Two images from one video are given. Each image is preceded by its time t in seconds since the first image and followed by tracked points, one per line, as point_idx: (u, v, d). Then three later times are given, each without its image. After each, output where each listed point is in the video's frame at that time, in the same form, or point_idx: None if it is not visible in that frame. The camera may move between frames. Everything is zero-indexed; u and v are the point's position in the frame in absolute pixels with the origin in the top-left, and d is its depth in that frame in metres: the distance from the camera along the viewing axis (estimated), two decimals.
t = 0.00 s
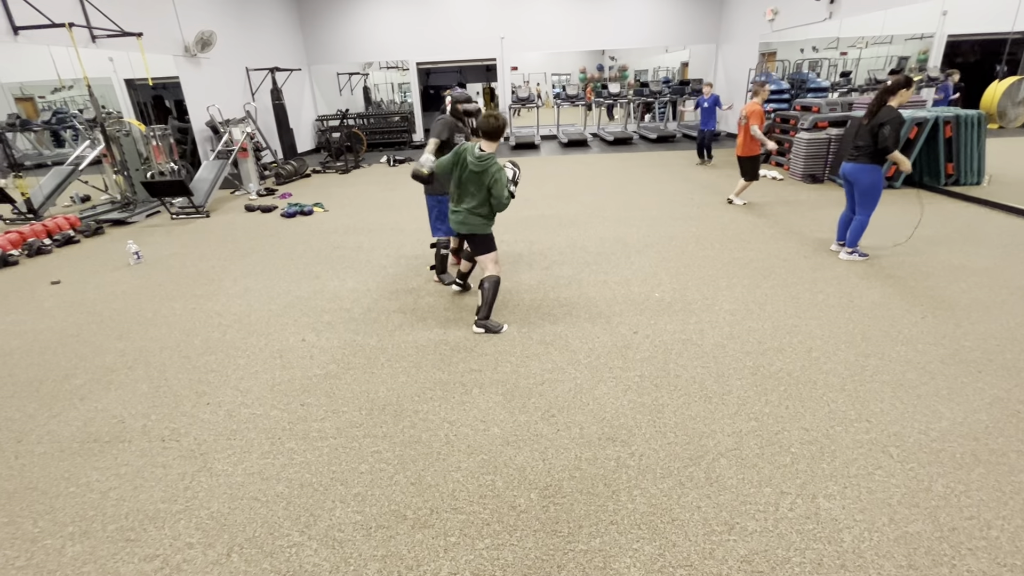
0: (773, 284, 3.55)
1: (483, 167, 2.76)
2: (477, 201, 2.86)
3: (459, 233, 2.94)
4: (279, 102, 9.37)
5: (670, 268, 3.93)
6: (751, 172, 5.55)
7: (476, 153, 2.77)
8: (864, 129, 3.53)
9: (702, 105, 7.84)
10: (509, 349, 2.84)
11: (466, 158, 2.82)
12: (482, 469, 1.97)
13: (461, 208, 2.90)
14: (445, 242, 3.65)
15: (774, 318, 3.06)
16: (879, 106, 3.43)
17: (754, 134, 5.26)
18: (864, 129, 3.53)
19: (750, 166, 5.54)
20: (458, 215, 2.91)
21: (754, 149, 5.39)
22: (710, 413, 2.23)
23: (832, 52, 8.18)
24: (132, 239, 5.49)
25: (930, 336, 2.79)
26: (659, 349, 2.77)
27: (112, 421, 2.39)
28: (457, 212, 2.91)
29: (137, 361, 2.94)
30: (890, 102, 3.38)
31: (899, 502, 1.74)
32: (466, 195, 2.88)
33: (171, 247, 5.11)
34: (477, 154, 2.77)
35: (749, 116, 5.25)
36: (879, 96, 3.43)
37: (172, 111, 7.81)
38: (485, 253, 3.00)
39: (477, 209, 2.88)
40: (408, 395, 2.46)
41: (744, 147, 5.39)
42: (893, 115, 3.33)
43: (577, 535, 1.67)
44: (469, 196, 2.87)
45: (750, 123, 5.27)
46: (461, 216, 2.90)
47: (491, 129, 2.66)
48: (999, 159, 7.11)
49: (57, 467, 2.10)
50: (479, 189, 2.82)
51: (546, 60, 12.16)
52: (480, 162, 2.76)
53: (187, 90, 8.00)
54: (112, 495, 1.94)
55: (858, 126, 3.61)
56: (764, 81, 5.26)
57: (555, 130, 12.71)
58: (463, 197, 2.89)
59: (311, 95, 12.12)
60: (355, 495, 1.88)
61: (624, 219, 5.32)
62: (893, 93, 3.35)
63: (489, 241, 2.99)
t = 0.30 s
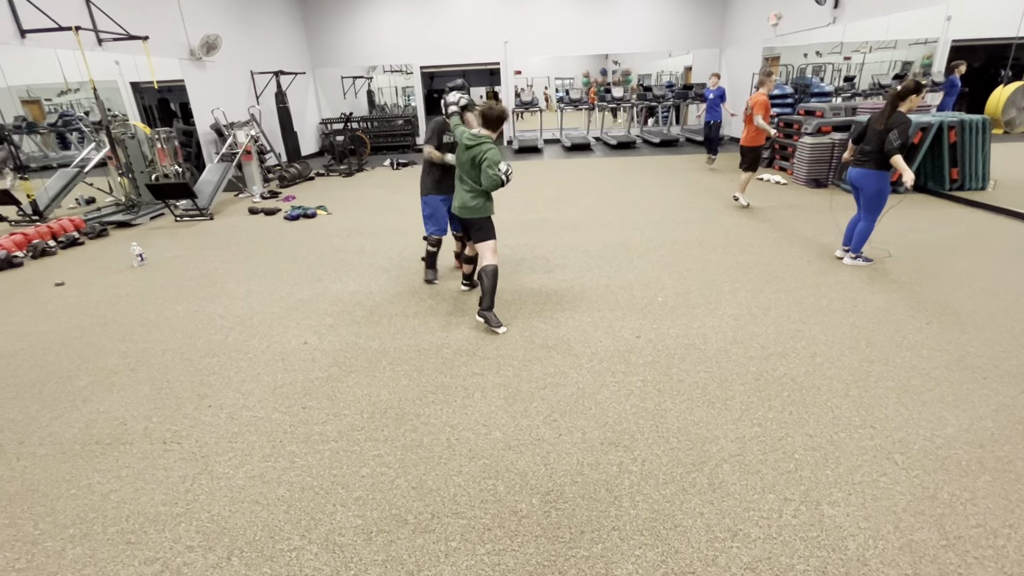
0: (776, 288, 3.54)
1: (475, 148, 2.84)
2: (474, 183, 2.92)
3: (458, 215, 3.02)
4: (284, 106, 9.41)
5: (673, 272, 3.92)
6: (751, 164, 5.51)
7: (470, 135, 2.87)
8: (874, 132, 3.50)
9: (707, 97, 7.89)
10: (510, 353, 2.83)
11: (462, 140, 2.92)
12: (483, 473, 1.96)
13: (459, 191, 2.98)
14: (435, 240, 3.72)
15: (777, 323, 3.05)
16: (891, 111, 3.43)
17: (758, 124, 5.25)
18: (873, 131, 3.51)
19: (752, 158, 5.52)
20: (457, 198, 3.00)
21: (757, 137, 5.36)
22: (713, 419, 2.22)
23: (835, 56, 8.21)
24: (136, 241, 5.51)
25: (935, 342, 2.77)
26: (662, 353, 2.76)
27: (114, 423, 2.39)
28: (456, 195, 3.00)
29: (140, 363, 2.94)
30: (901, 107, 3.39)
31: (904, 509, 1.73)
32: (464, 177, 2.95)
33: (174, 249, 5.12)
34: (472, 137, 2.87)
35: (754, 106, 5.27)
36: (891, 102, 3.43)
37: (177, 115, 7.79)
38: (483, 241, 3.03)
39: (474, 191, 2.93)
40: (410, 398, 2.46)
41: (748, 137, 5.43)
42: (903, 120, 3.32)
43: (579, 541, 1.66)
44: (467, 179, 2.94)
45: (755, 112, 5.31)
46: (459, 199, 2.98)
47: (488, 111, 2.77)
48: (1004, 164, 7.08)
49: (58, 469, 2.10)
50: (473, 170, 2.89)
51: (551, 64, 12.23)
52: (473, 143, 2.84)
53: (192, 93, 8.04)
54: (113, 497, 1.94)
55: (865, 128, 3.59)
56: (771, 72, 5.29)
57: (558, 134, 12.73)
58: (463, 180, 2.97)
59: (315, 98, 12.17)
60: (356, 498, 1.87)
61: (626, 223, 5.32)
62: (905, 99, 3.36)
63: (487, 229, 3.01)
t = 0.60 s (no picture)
0: (782, 295, 3.53)
1: (495, 167, 2.85)
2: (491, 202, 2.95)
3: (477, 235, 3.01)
4: (289, 110, 9.47)
5: (678, 278, 3.92)
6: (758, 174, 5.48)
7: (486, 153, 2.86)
8: (876, 141, 3.49)
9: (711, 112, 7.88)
10: (515, 358, 2.83)
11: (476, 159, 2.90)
12: (486, 480, 1.95)
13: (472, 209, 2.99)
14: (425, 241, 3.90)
15: (782, 330, 3.03)
16: (890, 117, 3.41)
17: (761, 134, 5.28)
18: (876, 140, 3.49)
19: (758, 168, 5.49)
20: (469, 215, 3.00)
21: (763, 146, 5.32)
22: (718, 426, 2.21)
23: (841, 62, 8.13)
24: (142, 243, 5.55)
25: (941, 350, 2.75)
26: (667, 360, 2.75)
27: (119, 426, 2.40)
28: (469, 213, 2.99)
29: (145, 365, 2.95)
30: (900, 113, 3.39)
31: (911, 519, 1.71)
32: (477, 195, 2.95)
33: (180, 253, 5.15)
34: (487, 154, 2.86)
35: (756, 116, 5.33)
36: (889, 108, 3.42)
37: (184, 119, 7.81)
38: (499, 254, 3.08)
39: (489, 209, 2.95)
40: (414, 403, 2.46)
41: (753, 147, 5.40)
42: (905, 126, 3.32)
43: (583, 548, 1.65)
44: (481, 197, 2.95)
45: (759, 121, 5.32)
46: (473, 216, 2.98)
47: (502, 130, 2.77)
48: (1011, 171, 7.04)
49: (63, 471, 2.11)
50: (490, 189, 2.90)
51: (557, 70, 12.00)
52: (491, 162, 2.84)
53: (199, 97, 8.09)
54: (117, 500, 1.94)
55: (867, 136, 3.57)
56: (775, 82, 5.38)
57: (563, 139, 12.74)
58: (477, 201, 2.95)
59: (321, 103, 12.23)
60: (360, 503, 1.87)
61: (631, 228, 5.32)
62: (903, 104, 3.34)
63: (503, 242, 3.05)
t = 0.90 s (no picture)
0: (786, 305, 3.53)
1: (497, 169, 2.96)
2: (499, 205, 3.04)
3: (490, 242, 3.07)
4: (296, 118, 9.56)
5: (681, 287, 3.92)
6: (763, 186, 5.51)
7: (485, 160, 2.97)
8: (876, 151, 3.52)
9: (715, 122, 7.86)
10: (518, 367, 2.83)
11: (475, 167, 2.99)
12: (489, 489, 1.96)
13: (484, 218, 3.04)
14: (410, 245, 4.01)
15: (786, 340, 3.03)
16: (886, 127, 3.46)
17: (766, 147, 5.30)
18: (876, 150, 3.51)
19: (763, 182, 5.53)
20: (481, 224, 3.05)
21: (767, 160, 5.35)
22: (722, 437, 2.21)
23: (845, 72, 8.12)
24: (149, 249, 5.59)
25: (946, 362, 2.74)
26: (670, 369, 2.75)
27: (125, 432, 2.41)
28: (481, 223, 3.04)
29: (151, 372, 2.97)
30: (896, 122, 3.44)
31: (916, 532, 1.71)
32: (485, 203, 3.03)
33: (187, 259, 5.18)
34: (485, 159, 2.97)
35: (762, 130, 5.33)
36: (885, 118, 3.47)
37: (191, 126, 7.86)
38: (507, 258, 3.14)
39: (501, 214, 3.04)
40: (418, 411, 2.47)
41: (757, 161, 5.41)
42: (903, 134, 3.35)
43: (586, 559, 1.65)
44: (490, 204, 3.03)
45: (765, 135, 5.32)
46: (486, 224, 3.04)
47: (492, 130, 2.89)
48: (1017, 181, 7.02)
49: (70, 477, 2.13)
50: (497, 193, 3.01)
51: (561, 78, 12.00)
52: (493, 166, 2.95)
53: (207, 104, 8.18)
54: (123, 506, 1.95)
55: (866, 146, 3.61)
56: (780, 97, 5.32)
57: (567, 147, 12.80)
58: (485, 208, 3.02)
59: (327, 110, 12.33)
60: (363, 512, 1.87)
61: (634, 236, 5.33)
62: (898, 113, 3.40)
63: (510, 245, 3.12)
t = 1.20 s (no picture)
0: (792, 314, 3.52)
1: (507, 169, 3.09)
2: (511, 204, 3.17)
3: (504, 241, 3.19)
4: (305, 125, 9.65)
5: (687, 295, 3.92)
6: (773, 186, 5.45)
7: (493, 161, 3.08)
8: (882, 160, 3.51)
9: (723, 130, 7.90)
10: (523, 374, 2.84)
11: (485, 170, 3.10)
12: (493, 497, 1.96)
13: (500, 218, 3.16)
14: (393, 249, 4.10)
15: (792, 349, 3.02)
16: (892, 136, 3.46)
17: (774, 147, 5.31)
18: (882, 160, 3.51)
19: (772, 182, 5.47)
20: (497, 224, 3.16)
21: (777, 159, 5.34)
22: (727, 446, 2.20)
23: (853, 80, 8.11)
24: (159, 255, 5.66)
25: (955, 373, 2.71)
26: (675, 378, 2.75)
27: (134, 436, 2.44)
28: (497, 222, 3.16)
29: (160, 376, 3.00)
30: (903, 132, 3.44)
31: (922, 545, 1.69)
32: (498, 202, 3.15)
33: (196, 264, 5.24)
34: (493, 160, 3.09)
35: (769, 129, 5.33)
36: (891, 128, 3.47)
37: (202, 132, 7.95)
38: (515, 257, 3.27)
39: (513, 211, 3.18)
40: (424, 418, 2.48)
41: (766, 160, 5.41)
42: (909, 143, 3.34)
43: (590, 568, 1.65)
44: (503, 203, 3.16)
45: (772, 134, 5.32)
46: (502, 223, 3.16)
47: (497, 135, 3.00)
48: None
49: (79, 480, 2.15)
50: (509, 192, 3.14)
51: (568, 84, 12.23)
52: (502, 166, 3.08)
53: (217, 111, 8.28)
54: (131, 510, 1.98)
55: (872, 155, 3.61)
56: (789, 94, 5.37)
57: (574, 154, 12.84)
58: (498, 208, 3.16)
59: (335, 117, 12.44)
60: (368, 518, 1.89)
61: (640, 244, 5.33)
62: (905, 123, 3.40)
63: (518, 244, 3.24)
